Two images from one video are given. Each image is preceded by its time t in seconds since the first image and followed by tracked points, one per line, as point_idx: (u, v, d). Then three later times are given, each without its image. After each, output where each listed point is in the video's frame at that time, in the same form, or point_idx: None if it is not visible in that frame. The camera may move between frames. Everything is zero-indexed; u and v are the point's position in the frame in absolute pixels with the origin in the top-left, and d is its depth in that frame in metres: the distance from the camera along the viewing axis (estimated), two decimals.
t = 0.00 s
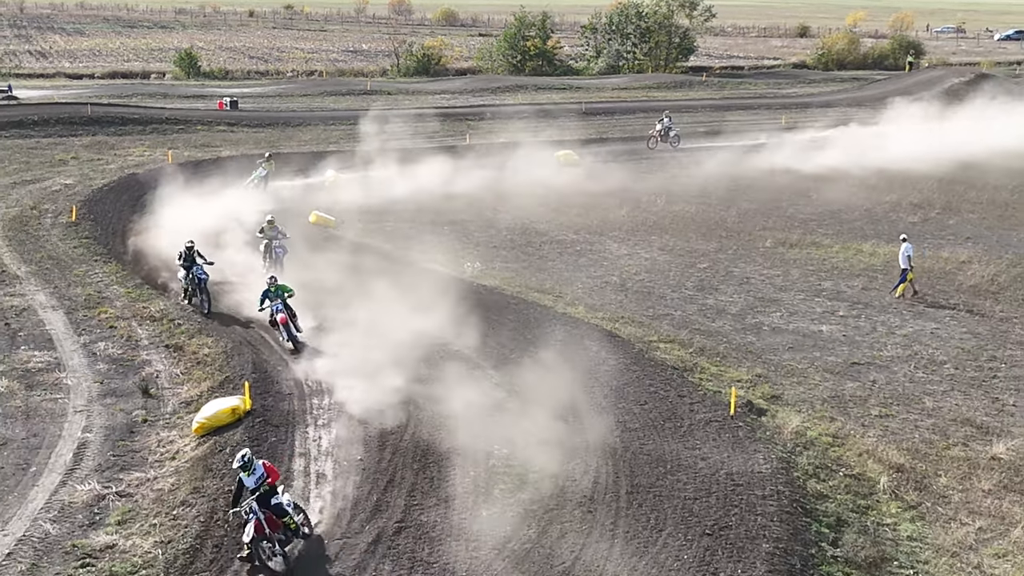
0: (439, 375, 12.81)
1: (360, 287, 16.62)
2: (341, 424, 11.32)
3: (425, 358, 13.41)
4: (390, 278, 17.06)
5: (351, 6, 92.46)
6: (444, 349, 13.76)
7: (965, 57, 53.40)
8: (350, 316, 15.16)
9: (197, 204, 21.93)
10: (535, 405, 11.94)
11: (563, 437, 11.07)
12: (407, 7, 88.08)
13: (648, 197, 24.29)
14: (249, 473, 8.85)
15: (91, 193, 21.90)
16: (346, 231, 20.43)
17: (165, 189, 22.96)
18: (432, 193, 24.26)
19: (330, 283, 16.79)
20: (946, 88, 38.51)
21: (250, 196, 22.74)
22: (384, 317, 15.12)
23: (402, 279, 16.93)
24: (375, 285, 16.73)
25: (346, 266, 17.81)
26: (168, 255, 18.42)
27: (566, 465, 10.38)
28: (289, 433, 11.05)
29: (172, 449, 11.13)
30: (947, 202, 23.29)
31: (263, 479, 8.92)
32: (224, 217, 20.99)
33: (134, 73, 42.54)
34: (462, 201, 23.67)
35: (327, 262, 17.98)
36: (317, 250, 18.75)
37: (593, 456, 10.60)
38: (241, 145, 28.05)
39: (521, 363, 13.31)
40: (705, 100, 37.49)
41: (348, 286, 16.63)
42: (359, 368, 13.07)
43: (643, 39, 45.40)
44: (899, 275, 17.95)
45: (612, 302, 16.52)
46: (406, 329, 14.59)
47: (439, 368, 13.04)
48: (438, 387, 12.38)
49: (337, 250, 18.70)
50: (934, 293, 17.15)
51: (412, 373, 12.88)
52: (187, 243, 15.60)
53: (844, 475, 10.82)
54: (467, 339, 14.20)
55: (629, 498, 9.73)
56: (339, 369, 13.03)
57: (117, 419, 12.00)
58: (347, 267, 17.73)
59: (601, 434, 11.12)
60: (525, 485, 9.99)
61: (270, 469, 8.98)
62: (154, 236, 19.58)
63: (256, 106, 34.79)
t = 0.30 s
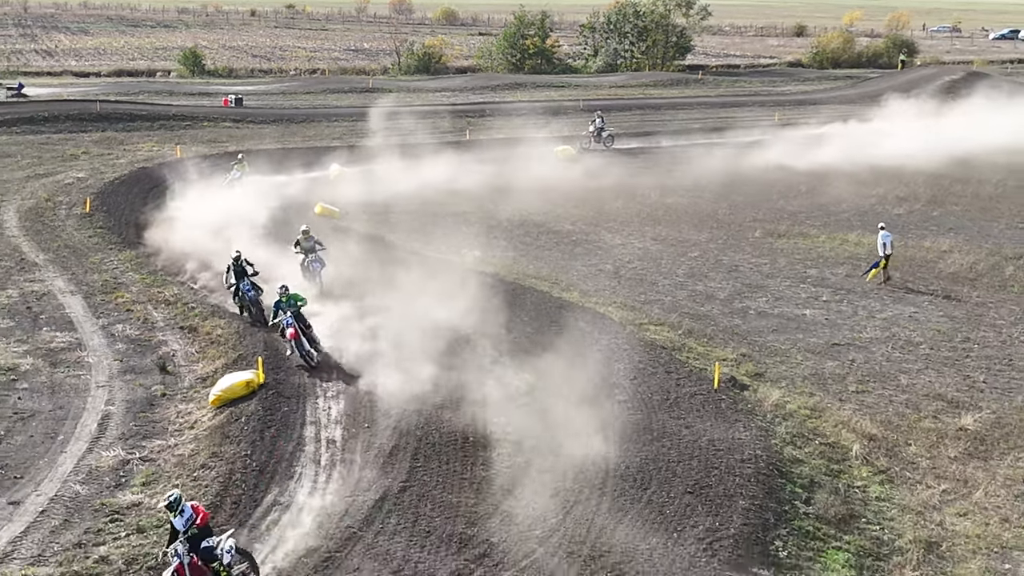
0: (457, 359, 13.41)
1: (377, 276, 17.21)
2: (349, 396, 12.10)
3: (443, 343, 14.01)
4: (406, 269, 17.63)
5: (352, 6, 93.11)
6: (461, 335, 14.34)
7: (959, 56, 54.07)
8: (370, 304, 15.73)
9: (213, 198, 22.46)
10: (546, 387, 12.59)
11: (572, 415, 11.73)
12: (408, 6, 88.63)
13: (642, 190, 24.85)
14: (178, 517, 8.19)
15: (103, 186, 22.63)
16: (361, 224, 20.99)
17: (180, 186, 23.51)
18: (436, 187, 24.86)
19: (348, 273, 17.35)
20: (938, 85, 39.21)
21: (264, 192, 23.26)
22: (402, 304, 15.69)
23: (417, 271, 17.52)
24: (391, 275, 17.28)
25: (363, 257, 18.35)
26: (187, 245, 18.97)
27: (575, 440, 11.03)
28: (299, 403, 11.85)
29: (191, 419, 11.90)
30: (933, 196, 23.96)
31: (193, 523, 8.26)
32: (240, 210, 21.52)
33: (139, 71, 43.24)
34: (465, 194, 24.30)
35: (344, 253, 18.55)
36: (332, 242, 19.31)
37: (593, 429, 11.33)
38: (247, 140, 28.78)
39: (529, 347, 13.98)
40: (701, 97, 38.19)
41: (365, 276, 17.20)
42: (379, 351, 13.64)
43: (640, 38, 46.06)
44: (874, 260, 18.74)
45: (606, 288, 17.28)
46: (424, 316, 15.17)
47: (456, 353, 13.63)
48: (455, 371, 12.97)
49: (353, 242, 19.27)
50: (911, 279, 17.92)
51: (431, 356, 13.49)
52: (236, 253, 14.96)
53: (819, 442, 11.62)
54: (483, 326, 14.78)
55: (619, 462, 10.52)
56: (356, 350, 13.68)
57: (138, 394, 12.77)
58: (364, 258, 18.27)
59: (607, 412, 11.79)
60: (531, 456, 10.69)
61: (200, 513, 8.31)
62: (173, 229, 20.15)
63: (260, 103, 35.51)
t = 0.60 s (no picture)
0: (471, 358, 13.93)
1: (391, 279, 17.72)
2: (358, 384, 12.91)
3: (457, 343, 14.52)
4: (420, 271, 18.12)
5: (353, 7, 93.76)
6: (475, 335, 14.85)
7: (953, 57, 54.81)
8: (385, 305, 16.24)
9: (227, 201, 22.96)
10: (556, 383, 13.11)
11: (582, 412, 12.27)
12: (409, 7, 89.24)
13: (633, 189, 25.14)
14: None
15: (116, 187, 23.42)
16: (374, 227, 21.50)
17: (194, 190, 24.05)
18: (442, 187, 25.45)
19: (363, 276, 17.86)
20: (930, 86, 39.91)
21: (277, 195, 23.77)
22: (415, 306, 16.20)
23: (431, 273, 18.03)
24: (405, 278, 17.79)
25: (377, 260, 18.86)
26: (203, 249, 19.47)
27: (591, 432, 11.70)
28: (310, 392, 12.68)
29: (210, 406, 12.71)
30: (918, 195, 24.68)
31: None
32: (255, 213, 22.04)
33: (145, 73, 44.00)
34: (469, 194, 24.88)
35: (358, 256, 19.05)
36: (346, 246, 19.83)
37: (599, 424, 11.92)
38: (253, 142, 29.56)
39: (538, 345, 14.52)
40: (697, 99, 38.89)
41: (379, 278, 17.72)
42: (399, 348, 14.26)
43: (638, 40, 46.74)
44: (853, 255, 19.55)
45: (601, 284, 18.10)
46: (437, 317, 15.68)
47: (471, 352, 14.13)
48: (471, 368, 13.55)
49: (367, 246, 19.77)
50: (890, 276, 18.74)
51: (446, 355, 14.01)
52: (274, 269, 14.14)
53: (797, 427, 12.43)
54: (496, 326, 15.30)
55: (618, 450, 11.21)
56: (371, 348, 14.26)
57: (158, 384, 13.58)
58: (377, 261, 18.77)
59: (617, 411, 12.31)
60: (538, 442, 11.42)
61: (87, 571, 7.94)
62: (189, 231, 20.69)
63: (265, 105, 36.28)
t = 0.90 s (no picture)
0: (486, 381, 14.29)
1: (405, 297, 18.05)
2: (366, 400, 13.66)
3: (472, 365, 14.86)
4: (433, 291, 18.45)
5: (354, 11, 94.56)
6: (488, 357, 15.28)
7: (946, 64, 55.52)
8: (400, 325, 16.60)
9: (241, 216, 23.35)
10: (570, 405, 13.64)
11: (595, 432, 12.83)
12: (410, 11, 90.03)
13: (630, 200, 25.89)
14: None
15: (128, 201, 24.22)
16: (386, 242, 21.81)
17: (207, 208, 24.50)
18: (450, 197, 25.84)
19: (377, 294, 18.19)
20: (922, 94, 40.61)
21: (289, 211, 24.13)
22: (430, 325, 16.66)
23: (444, 293, 18.34)
24: (420, 296, 18.12)
25: (388, 277, 19.26)
26: (217, 265, 20.01)
27: (601, 451, 12.32)
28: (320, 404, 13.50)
29: (225, 419, 13.51)
30: (903, 207, 25.42)
31: None
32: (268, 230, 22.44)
33: (151, 82, 44.77)
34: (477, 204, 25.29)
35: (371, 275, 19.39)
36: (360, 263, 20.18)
37: (608, 448, 12.40)
38: (259, 154, 30.34)
39: (551, 369, 14.90)
40: (693, 108, 39.64)
41: (394, 297, 18.06)
42: (415, 369, 14.77)
43: (635, 49, 47.47)
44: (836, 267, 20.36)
45: (595, 298, 18.88)
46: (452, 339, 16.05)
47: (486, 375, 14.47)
48: (486, 390, 14.06)
49: (380, 263, 20.10)
50: (871, 289, 19.53)
51: (460, 378, 14.43)
52: (293, 309, 14.24)
53: (777, 439, 13.23)
54: (510, 348, 15.61)
55: (619, 469, 11.85)
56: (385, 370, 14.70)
57: (176, 396, 14.38)
58: (392, 279, 19.08)
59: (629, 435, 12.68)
60: (540, 456, 12.16)
61: None
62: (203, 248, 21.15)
63: (270, 115, 37.07)
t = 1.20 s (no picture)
0: (502, 424, 14.77)
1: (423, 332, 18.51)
2: (372, 432, 14.52)
3: (487, 406, 15.36)
4: (450, 326, 18.88)
5: (355, 19, 95.32)
6: (500, 395, 15.85)
7: (939, 76, 56.33)
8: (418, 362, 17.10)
9: (257, 242, 24.01)
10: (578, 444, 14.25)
11: (600, 472, 13.49)
12: (410, 19, 90.77)
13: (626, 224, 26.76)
14: None
15: (140, 225, 25.03)
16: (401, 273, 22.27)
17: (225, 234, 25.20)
18: (462, 225, 26.34)
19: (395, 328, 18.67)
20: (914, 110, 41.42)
21: (306, 239, 24.68)
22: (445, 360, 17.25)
23: (461, 327, 18.90)
24: (439, 331, 18.61)
25: (404, 309, 19.86)
26: (232, 294, 20.80)
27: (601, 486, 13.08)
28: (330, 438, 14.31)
29: (240, 450, 14.34)
30: (890, 230, 26.22)
31: None
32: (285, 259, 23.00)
33: (157, 97, 45.62)
34: (487, 232, 25.81)
35: (388, 308, 19.87)
36: (377, 296, 20.65)
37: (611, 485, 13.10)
38: (265, 175, 31.17)
39: (563, 409, 15.46)
40: (688, 125, 40.44)
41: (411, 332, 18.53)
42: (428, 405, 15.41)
43: (632, 64, 48.26)
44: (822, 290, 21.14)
45: (591, 325, 19.69)
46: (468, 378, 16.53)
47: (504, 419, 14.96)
48: (498, 429, 14.67)
49: (397, 296, 20.56)
50: (854, 315, 20.36)
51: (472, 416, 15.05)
52: (304, 391, 13.63)
53: (761, 470, 14.05)
54: (526, 388, 16.08)
55: (618, 508, 12.49)
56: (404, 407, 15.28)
57: (192, 427, 15.21)
58: (410, 312, 19.55)
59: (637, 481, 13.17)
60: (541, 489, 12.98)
61: None
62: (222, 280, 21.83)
63: (275, 133, 37.89)
